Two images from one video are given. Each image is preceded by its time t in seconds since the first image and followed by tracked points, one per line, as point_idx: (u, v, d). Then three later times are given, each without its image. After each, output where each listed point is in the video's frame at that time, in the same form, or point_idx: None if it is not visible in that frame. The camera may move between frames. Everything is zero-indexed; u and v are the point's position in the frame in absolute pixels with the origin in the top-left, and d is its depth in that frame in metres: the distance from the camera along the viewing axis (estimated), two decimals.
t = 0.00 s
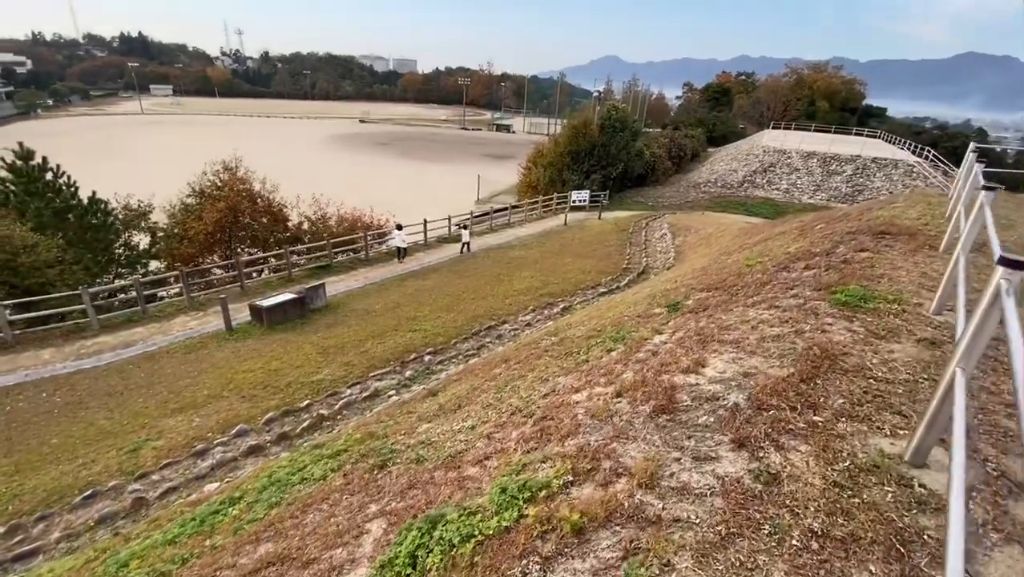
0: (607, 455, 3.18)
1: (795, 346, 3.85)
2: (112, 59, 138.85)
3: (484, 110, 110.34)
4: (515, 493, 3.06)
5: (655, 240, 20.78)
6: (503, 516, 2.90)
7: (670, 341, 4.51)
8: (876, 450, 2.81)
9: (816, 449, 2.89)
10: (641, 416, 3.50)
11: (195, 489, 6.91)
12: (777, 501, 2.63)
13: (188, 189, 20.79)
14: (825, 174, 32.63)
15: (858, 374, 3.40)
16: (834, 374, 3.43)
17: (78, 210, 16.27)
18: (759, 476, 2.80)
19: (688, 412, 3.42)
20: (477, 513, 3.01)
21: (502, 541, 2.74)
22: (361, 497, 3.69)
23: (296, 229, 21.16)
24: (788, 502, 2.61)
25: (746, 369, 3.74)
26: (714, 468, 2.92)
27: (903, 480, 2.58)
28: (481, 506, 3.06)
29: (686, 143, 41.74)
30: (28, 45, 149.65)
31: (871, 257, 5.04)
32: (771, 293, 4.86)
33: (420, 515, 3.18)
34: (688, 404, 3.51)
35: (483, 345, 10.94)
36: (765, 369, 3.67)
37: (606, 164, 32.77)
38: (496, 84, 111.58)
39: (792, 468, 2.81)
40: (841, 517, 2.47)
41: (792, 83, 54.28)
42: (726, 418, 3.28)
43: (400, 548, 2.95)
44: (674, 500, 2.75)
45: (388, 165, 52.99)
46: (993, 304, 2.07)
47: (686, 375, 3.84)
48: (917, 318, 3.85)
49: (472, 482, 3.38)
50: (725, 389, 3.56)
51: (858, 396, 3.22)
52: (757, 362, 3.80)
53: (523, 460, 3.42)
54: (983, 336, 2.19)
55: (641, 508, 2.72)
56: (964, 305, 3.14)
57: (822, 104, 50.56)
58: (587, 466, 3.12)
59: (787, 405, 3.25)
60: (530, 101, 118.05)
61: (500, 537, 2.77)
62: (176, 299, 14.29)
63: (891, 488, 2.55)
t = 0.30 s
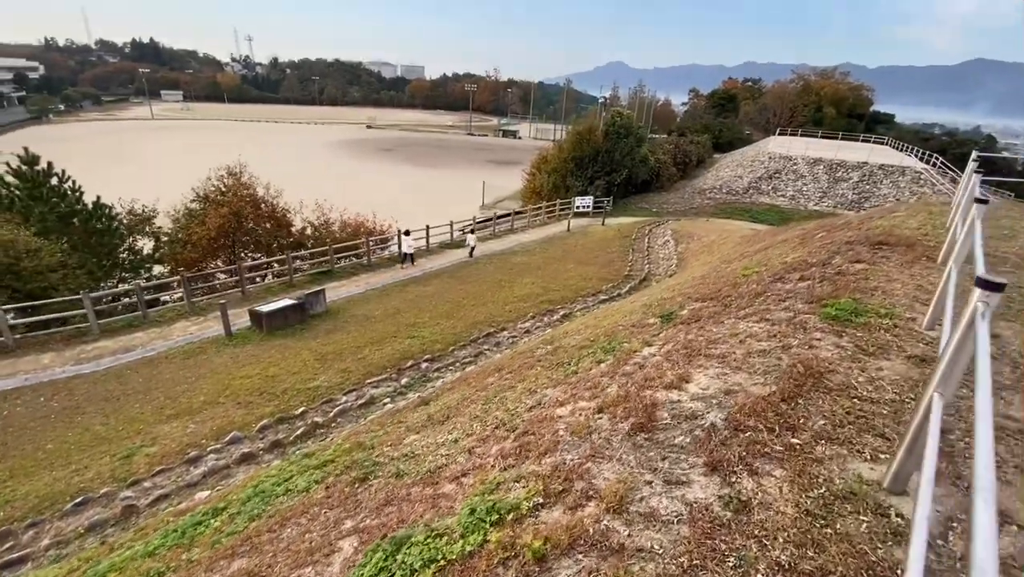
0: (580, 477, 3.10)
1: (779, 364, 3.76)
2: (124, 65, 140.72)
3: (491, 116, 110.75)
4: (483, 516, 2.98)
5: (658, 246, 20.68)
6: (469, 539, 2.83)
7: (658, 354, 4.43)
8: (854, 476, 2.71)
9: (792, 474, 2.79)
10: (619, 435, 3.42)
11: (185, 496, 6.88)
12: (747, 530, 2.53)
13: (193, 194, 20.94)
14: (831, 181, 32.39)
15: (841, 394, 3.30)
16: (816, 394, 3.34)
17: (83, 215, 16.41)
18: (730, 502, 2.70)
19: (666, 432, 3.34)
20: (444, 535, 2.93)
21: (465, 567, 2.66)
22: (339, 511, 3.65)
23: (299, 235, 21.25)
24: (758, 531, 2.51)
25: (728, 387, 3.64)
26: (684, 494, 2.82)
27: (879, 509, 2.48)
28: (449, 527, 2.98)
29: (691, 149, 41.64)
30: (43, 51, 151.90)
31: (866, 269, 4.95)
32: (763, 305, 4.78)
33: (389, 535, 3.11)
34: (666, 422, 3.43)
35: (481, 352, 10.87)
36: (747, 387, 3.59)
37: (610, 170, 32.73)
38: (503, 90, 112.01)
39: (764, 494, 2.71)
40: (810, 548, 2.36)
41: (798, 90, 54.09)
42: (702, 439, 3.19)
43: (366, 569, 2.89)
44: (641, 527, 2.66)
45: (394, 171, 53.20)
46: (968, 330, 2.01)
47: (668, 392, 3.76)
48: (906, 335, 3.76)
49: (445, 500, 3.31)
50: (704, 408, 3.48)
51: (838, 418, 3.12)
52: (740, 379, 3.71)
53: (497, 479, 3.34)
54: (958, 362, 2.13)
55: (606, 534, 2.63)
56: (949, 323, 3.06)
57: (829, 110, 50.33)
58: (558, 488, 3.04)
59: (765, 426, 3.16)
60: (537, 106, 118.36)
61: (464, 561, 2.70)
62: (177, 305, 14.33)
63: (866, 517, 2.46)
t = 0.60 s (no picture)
0: (542, 494, 3.01)
1: (757, 376, 3.67)
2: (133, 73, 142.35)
3: (495, 122, 111.14)
4: (440, 535, 2.90)
5: (659, 253, 20.58)
6: (424, 560, 2.75)
7: (639, 364, 4.37)
8: (821, 497, 2.59)
9: (757, 494, 2.68)
10: (589, 449, 3.34)
11: (172, 505, 6.84)
12: (705, 554, 2.42)
13: (194, 200, 21.04)
14: (835, 187, 32.17)
15: (817, 409, 3.20)
16: (791, 408, 3.24)
17: (84, 220, 16.51)
18: (689, 524, 2.60)
19: (634, 447, 3.25)
20: (401, 553, 2.85)
21: None
22: (310, 525, 3.58)
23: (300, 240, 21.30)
24: (716, 556, 2.41)
25: (703, 400, 3.56)
26: (643, 515, 2.72)
27: (843, 534, 2.37)
28: (406, 546, 2.90)
29: (694, 155, 41.58)
30: (54, 58, 153.94)
31: (856, 280, 4.87)
32: (749, 316, 4.72)
33: (348, 552, 3.04)
34: (636, 438, 3.33)
35: (475, 359, 10.79)
36: (722, 401, 3.49)
37: (611, 176, 32.70)
38: (508, 97, 112.45)
39: (726, 515, 2.60)
40: None
41: (803, 96, 53.97)
42: (667, 455, 3.10)
43: None
44: (593, 550, 2.56)
45: (397, 176, 53.36)
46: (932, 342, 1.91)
47: (643, 404, 3.67)
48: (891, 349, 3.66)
49: (410, 515, 3.24)
50: (675, 422, 3.38)
51: (812, 434, 3.01)
52: (716, 391, 3.63)
53: (462, 495, 3.27)
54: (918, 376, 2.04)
55: (557, 557, 2.54)
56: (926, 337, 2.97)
57: (834, 116, 50.15)
58: (518, 507, 2.96)
59: (734, 442, 3.06)
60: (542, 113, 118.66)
61: None
62: (174, 310, 14.34)
63: (829, 543, 2.34)
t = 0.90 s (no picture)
0: (510, 522, 2.91)
1: (739, 395, 3.58)
2: (140, 79, 143.60)
3: (498, 128, 111.48)
4: (400, 565, 2.80)
5: (659, 259, 20.46)
6: None
7: (625, 379, 4.26)
8: (798, 529, 2.47)
9: (730, 524, 2.56)
10: (564, 471, 3.24)
11: (157, 517, 6.75)
12: None
13: (194, 206, 21.05)
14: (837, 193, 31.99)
15: (800, 431, 3.09)
16: (773, 431, 3.13)
17: (83, 226, 16.51)
18: (656, 558, 2.48)
19: (609, 471, 3.14)
20: None
21: None
22: (282, 549, 3.50)
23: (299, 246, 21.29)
24: None
25: (684, 419, 3.46)
26: (608, 548, 2.60)
27: (819, 571, 2.23)
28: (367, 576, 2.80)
29: (696, 161, 41.52)
30: (62, 64, 155.40)
31: (849, 294, 4.78)
32: (740, 329, 4.63)
33: None
34: (612, 460, 3.22)
35: (471, 367, 10.68)
36: (702, 421, 3.39)
37: (612, 181, 32.67)
38: (511, 103, 112.80)
39: (694, 549, 2.49)
40: None
41: (805, 101, 53.93)
42: (640, 481, 2.99)
43: None
44: None
45: (399, 182, 53.41)
46: (909, 373, 1.79)
47: (623, 422, 3.58)
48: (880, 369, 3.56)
49: (378, 540, 3.15)
50: (653, 444, 3.28)
51: (793, 459, 2.89)
52: (698, 410, 3.53)
53: (430, 519, 3.17)
54: (894, 410, 1.94)
55: None
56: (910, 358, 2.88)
57: (837, 121, 50.03)
58: (484, 535, 2.85)
59: (710, 467, 2.95)
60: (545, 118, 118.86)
61: None
62: (170, 317, 14.30)
63: None
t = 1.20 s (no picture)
0: (476, 560, 2.72)
1: (729, 418, 3.39)
2: (142, 86, 144.31)
3: (499, 133, 111.68)
4: None
5: (658, 264, 20.28)
6: None
7: (611, 396, 4.09)
8: None
9: (711, 570, 2.36)
10: (537, 502, 3.05)
11: (136, 532, 6.51)
12: None
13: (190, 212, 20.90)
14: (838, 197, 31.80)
15: (793, 460, 2.89)
16: (763, 460, 2.93)
17: (77, 232, 16.34)
18: None
19: (585, 503, 2.95)
20: None
21: None
22: None
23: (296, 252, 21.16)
24: None
25: (669, 444, 3.28)
26: None
27: None
28: None
29: (696, 165, 41.40)
30: (65, 71, 156.19)
31: (848, 306, 4.61)
32: (733, 344, 4.45)
33: None
34: (589, 491, 3.04)
35: (464, 375, 10.47)
36: (688, 447, 3.20)
37: (611, 186, 32.56)
38: (511, 108, 113.10)
39: None
40: None
41: (805, 105, 53.89)
42: (616, 516, 2.79)
43: None
44: None
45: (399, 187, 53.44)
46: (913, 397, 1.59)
47: (605, 446, 3.40)
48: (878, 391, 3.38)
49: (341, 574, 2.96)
50: (632, 473, 3.09)
51: (784, 494, 2.69)
52: (684, 434, 3.35)
53: (396, 553, 2.98)
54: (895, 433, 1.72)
55: None
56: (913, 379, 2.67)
57: (837, 125, 49.94)
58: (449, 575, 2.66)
59: (694, 503, 2.74)
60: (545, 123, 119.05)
61: None
62: (163, 324, 14.10)
63: None
